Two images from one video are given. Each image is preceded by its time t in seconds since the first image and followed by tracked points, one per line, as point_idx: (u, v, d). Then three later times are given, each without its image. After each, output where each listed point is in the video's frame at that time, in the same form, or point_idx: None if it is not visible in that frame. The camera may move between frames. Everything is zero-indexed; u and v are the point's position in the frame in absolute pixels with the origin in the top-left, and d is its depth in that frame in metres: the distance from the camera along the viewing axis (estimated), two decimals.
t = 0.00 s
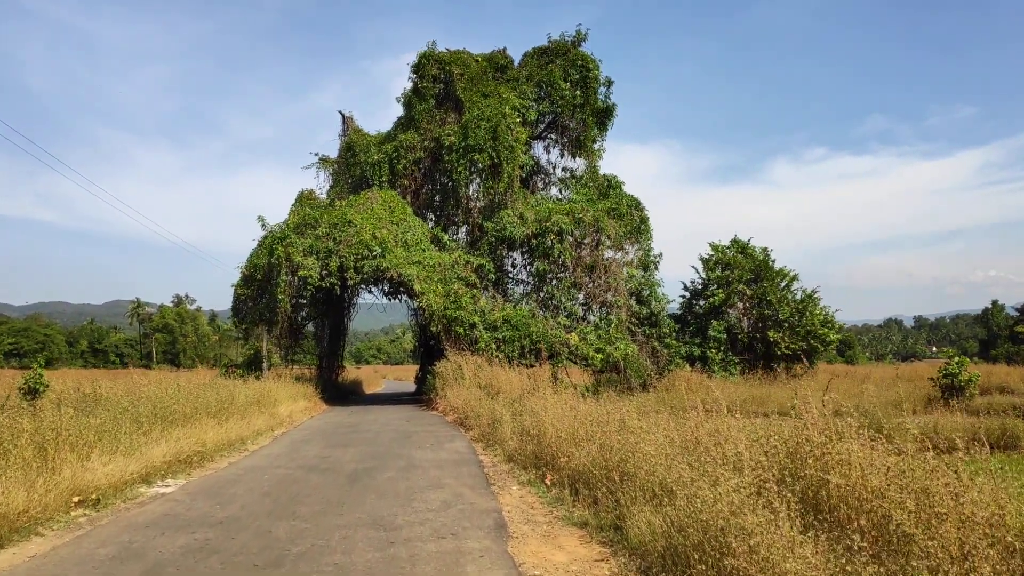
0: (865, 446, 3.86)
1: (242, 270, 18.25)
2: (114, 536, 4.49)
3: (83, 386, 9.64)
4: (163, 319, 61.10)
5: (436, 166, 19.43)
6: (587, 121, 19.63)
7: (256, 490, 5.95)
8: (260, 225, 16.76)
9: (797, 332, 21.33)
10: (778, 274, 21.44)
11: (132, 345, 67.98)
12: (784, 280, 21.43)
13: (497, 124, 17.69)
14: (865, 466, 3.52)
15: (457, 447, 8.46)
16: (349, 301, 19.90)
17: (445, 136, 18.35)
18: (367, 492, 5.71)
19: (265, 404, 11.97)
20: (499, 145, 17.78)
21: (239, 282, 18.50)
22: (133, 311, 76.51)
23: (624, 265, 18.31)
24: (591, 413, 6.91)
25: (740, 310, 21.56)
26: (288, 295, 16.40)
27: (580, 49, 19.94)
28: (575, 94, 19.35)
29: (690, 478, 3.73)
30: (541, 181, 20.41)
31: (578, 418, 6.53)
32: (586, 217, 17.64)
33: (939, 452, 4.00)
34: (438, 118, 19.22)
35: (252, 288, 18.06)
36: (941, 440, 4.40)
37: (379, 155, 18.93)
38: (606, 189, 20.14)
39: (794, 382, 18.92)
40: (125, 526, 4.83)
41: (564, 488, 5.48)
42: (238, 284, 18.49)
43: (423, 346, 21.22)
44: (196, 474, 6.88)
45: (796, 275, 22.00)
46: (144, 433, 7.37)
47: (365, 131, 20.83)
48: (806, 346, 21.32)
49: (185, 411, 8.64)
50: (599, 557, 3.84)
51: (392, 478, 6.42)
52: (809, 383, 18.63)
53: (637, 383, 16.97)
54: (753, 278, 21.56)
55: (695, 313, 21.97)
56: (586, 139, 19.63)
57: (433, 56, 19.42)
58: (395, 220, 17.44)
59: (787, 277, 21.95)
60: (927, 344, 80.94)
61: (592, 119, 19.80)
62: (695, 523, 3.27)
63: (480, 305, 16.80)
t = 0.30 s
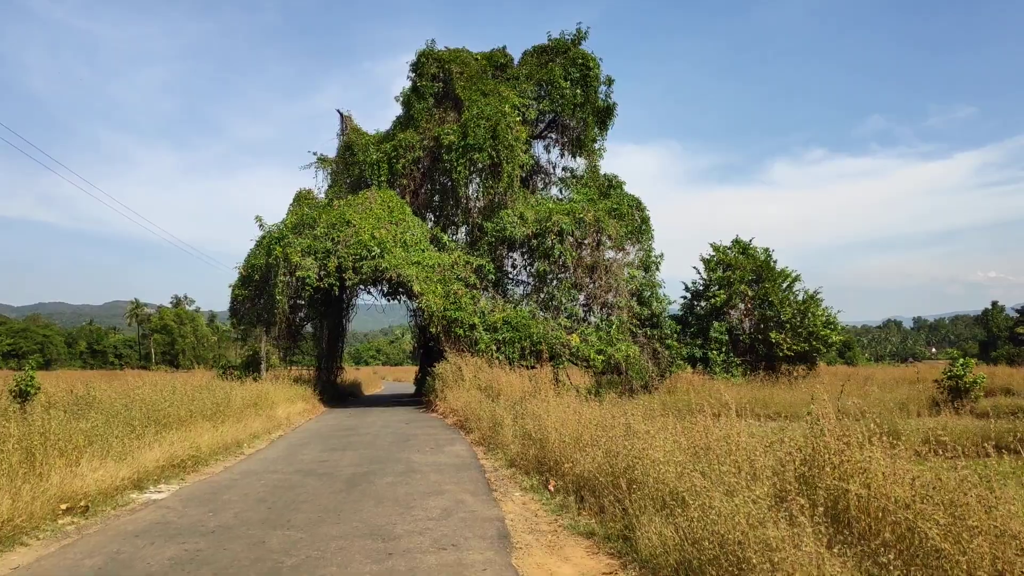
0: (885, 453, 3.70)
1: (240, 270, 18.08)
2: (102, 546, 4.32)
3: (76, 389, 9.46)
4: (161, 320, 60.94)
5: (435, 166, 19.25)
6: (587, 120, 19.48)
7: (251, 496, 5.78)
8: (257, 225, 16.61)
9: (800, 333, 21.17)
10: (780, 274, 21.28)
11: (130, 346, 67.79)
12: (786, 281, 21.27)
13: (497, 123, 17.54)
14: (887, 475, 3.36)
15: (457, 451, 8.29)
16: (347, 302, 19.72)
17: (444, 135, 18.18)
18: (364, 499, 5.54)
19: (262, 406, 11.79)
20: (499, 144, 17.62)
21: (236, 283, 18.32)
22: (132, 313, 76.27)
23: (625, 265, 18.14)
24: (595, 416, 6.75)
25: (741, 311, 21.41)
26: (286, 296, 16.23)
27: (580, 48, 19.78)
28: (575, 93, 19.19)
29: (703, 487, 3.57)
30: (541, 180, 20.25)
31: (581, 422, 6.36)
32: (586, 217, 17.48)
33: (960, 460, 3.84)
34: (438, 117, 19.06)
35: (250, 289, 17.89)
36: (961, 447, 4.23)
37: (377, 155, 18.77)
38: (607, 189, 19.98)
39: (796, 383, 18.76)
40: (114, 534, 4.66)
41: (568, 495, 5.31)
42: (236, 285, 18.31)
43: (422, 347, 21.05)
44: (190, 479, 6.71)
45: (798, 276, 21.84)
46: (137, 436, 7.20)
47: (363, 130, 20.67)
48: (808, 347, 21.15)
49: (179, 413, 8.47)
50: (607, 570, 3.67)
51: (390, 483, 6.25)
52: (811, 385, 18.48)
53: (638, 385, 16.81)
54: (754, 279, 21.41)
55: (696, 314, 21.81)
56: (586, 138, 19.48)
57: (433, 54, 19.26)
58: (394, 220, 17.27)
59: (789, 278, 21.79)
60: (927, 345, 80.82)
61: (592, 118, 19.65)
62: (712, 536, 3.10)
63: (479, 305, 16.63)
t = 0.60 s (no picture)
0: (905, 453, 3.52)
1: (238, 270, 17.90)
2: (85, 552, 4.14)
3: (68, 389, 9.28)
4: (161, 321, 60.79)
5: (435, 164, 19.07)
6: (588, 118, 19.31)
7: (244, 499, 5.60)
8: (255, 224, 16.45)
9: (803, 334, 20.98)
10: (783, 274, 21.11)
11: (129, 347, 67.61)
12: (788, 281, 21.09)
13: (497, 121, 17.37)
14: (910, 477, 3.20)
15: (456, 453, 8.10)
16: (346, 302, 19.53)
17: (444, 133, 18.01)
18: (360, 502, 5.36)
19: (258, 407, 11.60)
20: (499, 142, 17.46)
21: (234, 282, 18.15)
22: (131, 314, 76.02)
23: (626, 265, 17.97)
24: (598, 416, 6.58)
25: (743, 311, 21.23)
26: (284, 296, 16.06)
27: (581, 45, 19.60)
28: (576, 91, 19.02)
29: (715, 491, 3.40)
30: (542, 179, 20.07)
31: (584, 423, 6.19)
32: (587, 216, 17.31)
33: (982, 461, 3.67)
34: (437, 115, 18.88)
35: (248, 289, 17.71)
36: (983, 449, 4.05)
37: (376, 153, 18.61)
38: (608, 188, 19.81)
39: (800, 384, 18.57)
40: (99, 539, 4.49)
41: (571, 498, 5.13)
42: (234, 284, 18.14)
43: (422, 348, 20.88)
44: (182, 481, 6.54)
45: (801, 276, 21.67)
46: (128, 437, 7.03)
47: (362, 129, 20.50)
48: (811, 347, 20.97)
49: (172, 414, 8.29)
50: None
51: (387, 486, 6.07)
52: (814, 385, 18.29)
53: (639, 385, 16.63)
54: (757, 278, 21.23)
55: (698, 314, 21.64)
56: (587, 137, 19.31)
57: (432, 52, 19.10)
58: (394, 219, 17.09)
59: (791, 278, 21.62)
60: (928, 346, 80.61)
61: (593, 116, 19.48)
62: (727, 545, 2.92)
63: (479, 305, 16.45)
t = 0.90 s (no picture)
0: (929, 462, 3.33)
1: (236, 270, 17.74)
2: (69, 564, 3.98)
3: (61, 391, 9.12)
4: (161, 322, 60.64)
5: (435, 163, 18.89)
6: (590, 116, 19.13)
7: (238, 507, 5.44)
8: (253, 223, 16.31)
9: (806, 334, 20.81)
10: (786, 274, 20.94)
11: (130, 347, 67.54)
12: (792, 281, 20.92)
13: (498, 119, 17.20)
14: (935, 489, 3.02)
15: (457, 457, 7.94)
16: (345, 302, 19.36)
17: (444, 132, 17.84)
18: (357, 510, 5.19)
19: (256, 409, 11.45)
20: (500, 141, 17.30)
21: (233, 282, 17.98)
22: (131, 314, 75.87)
23: (628, 265, 17.80)
24: (603, 420, 6.41)
25: (746, 311, 21.07)
26: (283, 296, 15.90)
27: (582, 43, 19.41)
28: (577, 89, 18.85)
29: (729, 502, 3.23)
30: (543, 178, 19.90)
31: (588, 426, 6.03)
32: (589, 215, 17.14)
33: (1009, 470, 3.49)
34: (437, 113, 18.71)
35: (246, 289, 17.55)
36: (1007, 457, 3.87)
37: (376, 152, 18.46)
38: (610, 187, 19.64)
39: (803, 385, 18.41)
40: (85, 550, 4.32)
41: (575, 506, 4.95)
42: (232, 284, 17.98)
43: (422, 348, 20.72)
44: (175, 487, 6.38)
45: (804, 275, 21.49)
46: (120, 442, 6.87)
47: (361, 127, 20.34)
48: (814, 347, 20.80)
49: (167, 416, 8.13)
50: None
51: (385, 492, 5.90)
52: (818, 386, 18.12)
53: (642, 386, 16.45)
54: (760, 278, 21.06)
55: (700, 314, 21.47)
56: (588, 135, 19.14)
57: (432, 49, 18.94)
58: (393, 218, 16.92)
59: (794, 277, 21.45)
60: (929, 346, 80.36)
61: (594, 114, 19.31)
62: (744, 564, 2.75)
63: (480, 305, 16.29)
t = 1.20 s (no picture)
0: (954, 466, 3.18)
1: (230, 270, 17.55)
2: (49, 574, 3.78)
3: (50, 393, 8.91)
4: (157, 324, 60.23)
5: (432, 163, 18.72)
6: (588, 116, 19.01)
7: (230, 513, 5.25)
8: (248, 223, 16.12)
9: (805, 335, 20.70)
10: (785, 275, 20.84)
11: (125, 349, 67.14)
12: (791, 282, 20.82)
13: (496, 119, 17.07)
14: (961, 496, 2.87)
15: (455, 460, 7.75)
16: (341, 303, 19.16)
17: (441, 131, 17.67)
18: (353, 516, 5.00)
19: (250, 411, 11.24)
20: (497, 140, 17.16)
21: (227, 284, 17.77)
22: (127, 316, 75.43)
23: (626, 266, 17.65)
24: (605, 422, 6.26)
25: (745, 313, 20.93)
26: (278, 297, 15.70)
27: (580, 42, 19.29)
28: (576, 88, 18.73)
29: (745, 510, 3.07)
30: (540, 178, 19.75)
31: (591, 429, 5.87)
32: (588, 216, 16.98)
33: None
34: (434, 112, 18.56)
35: (241, 290, 17.35)
36: None
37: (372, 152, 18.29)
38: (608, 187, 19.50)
39: (803, 386, 18.28)
40: (67, 558, 4.14)
41: (579, 512, 4.79)
42: (227, 286, 17.76)
43: (419, 350, 20.53)
44: (166, 492, 6.20)
45: (803, 277, 21.39)
46: (109, 445, 6.68)
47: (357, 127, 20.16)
48: (814, 349, 20.68)
49: (158, 419, 7.94)
50: None
51: (381, 497, 5.71)
52: (818, 388, 18.00)
53: (641, 388, 16.29)
54: (759, 279, 20.95)
55: (699, 315, 21.33)
56: (586, 135, 19.01)
57: (429, 49, 18.79)
58: (390, 218, 16.75)
59: (793, 279, 21.34)
60: (926, 348, 80.48)
61: (592, 114, 19.18)
62: None
63: (478, 307, 16.12)
